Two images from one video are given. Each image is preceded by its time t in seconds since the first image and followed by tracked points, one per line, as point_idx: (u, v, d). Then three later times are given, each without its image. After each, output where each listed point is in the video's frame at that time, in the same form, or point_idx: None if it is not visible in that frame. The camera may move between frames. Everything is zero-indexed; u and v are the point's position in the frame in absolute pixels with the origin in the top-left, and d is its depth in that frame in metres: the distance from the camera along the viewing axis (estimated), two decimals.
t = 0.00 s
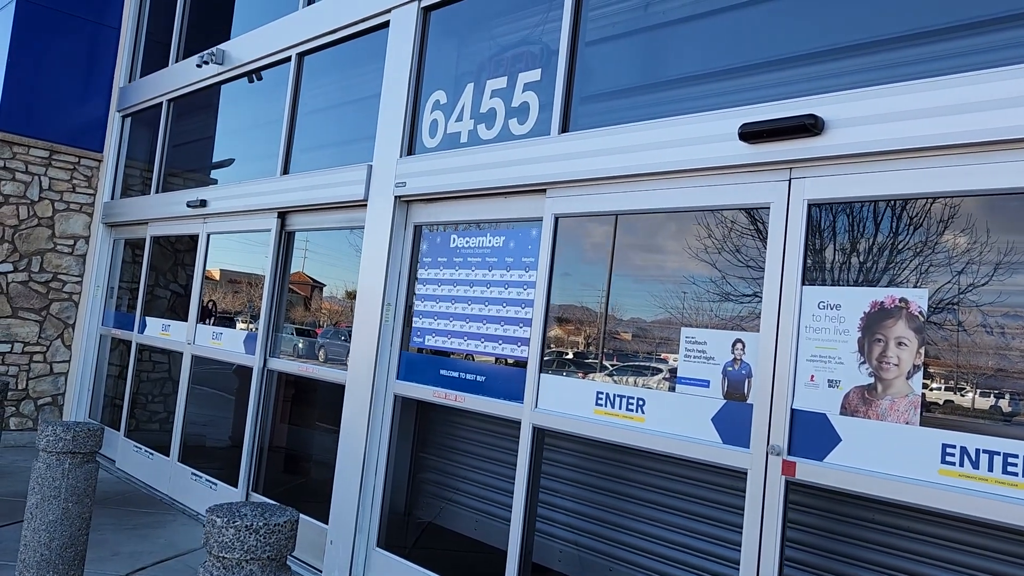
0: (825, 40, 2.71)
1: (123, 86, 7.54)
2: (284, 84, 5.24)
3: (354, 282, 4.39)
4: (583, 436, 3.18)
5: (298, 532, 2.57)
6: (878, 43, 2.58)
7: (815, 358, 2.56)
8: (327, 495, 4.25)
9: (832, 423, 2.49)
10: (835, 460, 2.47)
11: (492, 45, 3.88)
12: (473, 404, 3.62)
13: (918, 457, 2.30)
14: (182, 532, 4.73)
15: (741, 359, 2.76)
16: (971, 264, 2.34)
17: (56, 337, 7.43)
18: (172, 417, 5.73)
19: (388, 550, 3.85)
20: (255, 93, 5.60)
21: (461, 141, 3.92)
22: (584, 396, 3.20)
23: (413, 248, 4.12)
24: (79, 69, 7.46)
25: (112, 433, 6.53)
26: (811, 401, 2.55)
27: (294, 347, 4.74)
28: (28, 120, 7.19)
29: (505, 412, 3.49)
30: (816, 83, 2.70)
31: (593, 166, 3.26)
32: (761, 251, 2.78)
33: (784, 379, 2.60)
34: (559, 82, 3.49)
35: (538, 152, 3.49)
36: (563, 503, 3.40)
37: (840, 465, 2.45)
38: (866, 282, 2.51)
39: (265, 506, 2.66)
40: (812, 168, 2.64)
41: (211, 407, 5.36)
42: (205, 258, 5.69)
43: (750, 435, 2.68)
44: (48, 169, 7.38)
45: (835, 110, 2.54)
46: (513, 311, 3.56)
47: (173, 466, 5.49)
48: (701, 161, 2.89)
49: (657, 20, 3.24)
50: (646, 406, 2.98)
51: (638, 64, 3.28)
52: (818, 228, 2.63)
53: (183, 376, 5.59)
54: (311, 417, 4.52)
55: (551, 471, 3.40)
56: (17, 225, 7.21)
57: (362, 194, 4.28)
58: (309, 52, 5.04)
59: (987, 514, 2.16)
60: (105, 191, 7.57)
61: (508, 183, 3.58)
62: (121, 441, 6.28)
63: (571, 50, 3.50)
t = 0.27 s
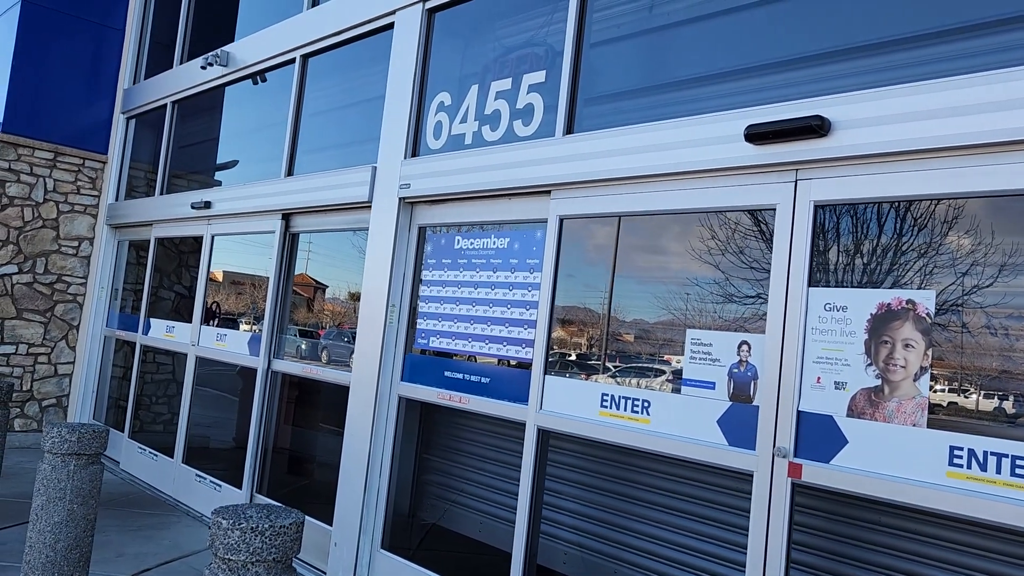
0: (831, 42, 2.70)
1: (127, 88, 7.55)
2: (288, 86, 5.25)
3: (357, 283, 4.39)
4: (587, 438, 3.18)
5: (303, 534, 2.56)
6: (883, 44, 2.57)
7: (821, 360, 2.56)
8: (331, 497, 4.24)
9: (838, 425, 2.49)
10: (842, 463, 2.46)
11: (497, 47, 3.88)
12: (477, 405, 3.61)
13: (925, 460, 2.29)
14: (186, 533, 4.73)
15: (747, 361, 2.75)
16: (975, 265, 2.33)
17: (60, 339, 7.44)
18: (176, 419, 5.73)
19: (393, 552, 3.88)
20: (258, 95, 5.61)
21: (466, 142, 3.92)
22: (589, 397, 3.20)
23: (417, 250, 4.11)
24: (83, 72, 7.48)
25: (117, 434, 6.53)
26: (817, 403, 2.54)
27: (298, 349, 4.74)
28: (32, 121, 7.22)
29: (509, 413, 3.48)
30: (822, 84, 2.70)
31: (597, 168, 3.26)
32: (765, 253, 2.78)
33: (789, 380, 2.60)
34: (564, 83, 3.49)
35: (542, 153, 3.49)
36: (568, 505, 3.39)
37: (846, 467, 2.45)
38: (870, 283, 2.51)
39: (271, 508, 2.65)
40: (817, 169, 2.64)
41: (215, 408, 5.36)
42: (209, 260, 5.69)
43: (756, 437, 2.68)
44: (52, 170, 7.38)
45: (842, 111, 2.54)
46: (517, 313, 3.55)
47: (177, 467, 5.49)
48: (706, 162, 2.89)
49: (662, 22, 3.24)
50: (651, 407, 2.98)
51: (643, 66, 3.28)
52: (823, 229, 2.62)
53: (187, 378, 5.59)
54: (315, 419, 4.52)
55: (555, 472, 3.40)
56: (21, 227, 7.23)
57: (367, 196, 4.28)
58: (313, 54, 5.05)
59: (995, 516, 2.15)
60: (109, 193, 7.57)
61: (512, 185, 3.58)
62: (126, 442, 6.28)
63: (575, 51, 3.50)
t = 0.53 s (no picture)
0: (836, 44, 2.70)
1: (133, 91, 7.58)
2: (294, 90, 5.26)
3: (362, 286, 4.39)
4: (593, 441, 3.18)
5: (310, 536, 2.57)
6: (888, 47, 2.57)
7: (827, 363, 2.55)
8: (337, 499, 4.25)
9: (845, 428, 2.48)
10: (848, 466, 2.45)
11: (502, 50, 3.89)
12: (482, 408, 3.61)
13: (933, 463, 2.28)
14: (191, 535, 4.73)
15: (752, 364, 2.75)
16: (981, 268, 2.33)
17: (66, 341, 7.46)
18: (181, 421, 5.74)
19: (398, 554, 3.85)
20: (264, 98, 5.62)
21: (471, 145, 3.93)
22: (594, 400, 3.19)
23: (423, 253, 4.12)
24: (90, 74, 7.50)
25: (123, 437, 6.55)
26: (823, 406, 2.54)
27: (302, 351, 4.75)
28: (39, 125, 7.25)
29: (514, 416, 3.48)
30: (827, 87, 2.70)
31: (602, 171, 3.26)
32: (770, 256, 2.77)
33: (796, 384, 2.59)
34: (569, 86, 3.49)
35: (547, 156, 3.49)
36: (574, 508, 3.38)
37: (854, 471, 2.44)
38: (875, 286, 2.50)
39: (277, 510, 2.66)
40: (823, 172, 2.63)
41: (220, 410, 5.36)
42: (214, 262, 5.70)
43: (762, 440, 2.67)
44: (59, 173, 7.41)
45: (847, 114, 2.54)
46: (523, 316, 3.55)
47: (183, 469, 5.50)
48: (712, 164, 2.89)
49: (667, 24, 3.24)
50: (657, 410, 2.98)
51: (648, 68, 3.28)
52: (828, 232, 2.62)
53: (192, 380, 5.60)
54: (320, 422, 4.52)
55: (561, 476, 3.36)
56: (28, 230, 7.26)
57: (372, 198, 4.28)
58: (318, 57, 5.06)
59: (1003, 520, 2.14)
60: (115, 196, 7.60)
61: (518, 188, 3.59)
62: (132, 444, 6.30)
63: (580, 54, 3.50)
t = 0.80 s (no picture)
0: (840, 49, 2.71)
1: (140, 96, 7.61)
2: (299, 94, 5.28)
3: (367, 290, 4.40)
4: (597, 444, 3.18)
5: (316, 540, 2.57)
6: (892, 51, 2.58)
7: (832, 367, 2.55)
8: (342, 503, 4.25)
9: (850, 432, 2.48)
10: (853, 470, 2.45)
11: (506, 54, 3.90)
12: (487, 412, 3.61)
13: (938, 467, 2.29)
14: (197, 539, 4.74)
15: (757, 368, 2.75)
16: (986, 272, 2.33)
17: (72, 345, 7.48)
18: (187, 425, 5.75)
19: (403, 558, 3.85)
20: (269, 102, 5.64)
21: (475, 149, 3.94)
22: (598, 404, 3.20)
23: (428, 257, 4.12)
24: (96, 79, 7.53)
25: (129, 440, 6.56)
26: (828, 410, 2.54)
27: (308, 355, 4.76)
28: (46, 130, 7.28)
29: (519, 420, 3.49)
30: (831, 91, 2.70)
31: (607, 175, 3.26)
32: (774, 260, 2.78)
33: (800, 387, 2.59)
34: (573, 91, 3.50)
35: (552, 160, 3.50)
36: (579, 512, 3.39)
37: (859, 475, 2.44)
38: (880, 290, 2.50)
39: (283, 514, 2.66)
40: (827, 176, 2.64)
41: (226, 414, 5.37)
42: (220, 266, 5.72)
43: (766, 444, 2.67)
44: (66, 178, 7.44)
45: (851, 118, 2.54)
46: (527, 320, 3.56)
47: (189, 473, 5.51)
48: (716, 169, 2.89)
49: (671, 29, 3.25)
50: (662, 414, 2.98)
51: (652, 73, 3.29)
52: (833, 236, 2.62)
53: (198, 384, 5.61)
54: (325, 425, 4.53)
55: (566, 479, 3.39)
56: (35, 234, 7.29)
57: (377, 203, 4.30)
58: (324, 62, 5.08)
59: (1008, 524, 2.14)
60: (121, 200, 7.62)
61: (523, 192, 3.59)
62: (138, 448, 6.31)
63: (585, 59, 3.51)
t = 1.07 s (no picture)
0: (843, 54, 2.71)
1: (145, 102, 7.63)
2: (304, 100, 5.30)
3: (371, 294, 4.41)
4: (601, 449, 3.18)
5: (319, 545, 2.58)
6: (895, 56, 2.58)
7: (836, 372, 2.55)
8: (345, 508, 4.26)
9: (853, 437, 2.48)
10: (857, 475, 2.46)
11: (510, 60, 3.91)
12: (491, 417, 3.62)
13: (942, 472, 2.28)
14: (202, 544, 4.74)
15: (760, 374, 2.75)
16: (991, 276, 2.33)
17: (77, 350, 7.50)
18: (192, 430, 5.76)
19: (407, 564, 3.89)
20: (274, 107, 5.66)
21: (479, 155, 3.95)
22: (602, 409, 3.20)
23: (432, 262, 4.13)
24: (101, 85, 7.56)
25: (134, 445, 6.57)
26: (832, 415, 2.54)
27: (312, 360, 4.77)
28: (52, 136, 7.32)
29: (522, 425, 3.49)
30: (833, 97, 2.71)
31: (610, 180, 3.27)
32: (779, 264, 2.78)
33: (804, 393, 2.59)
34: (577, 96, 3.51)
35: (556, 165, 3.50)
36: (581, 517, 3.37)
37: (862, 480, 2.44)
38: (885, 295, 2.50)
39: (286, 519, 2.67)
40: (830, 181, 2.64)
41: (231, 419, 5.38)
42: (225, 271, 5.74)
43: (770, 449, 2.67)
44: (72, 183, 7.46)
45: (854, 123, 2.54)
46: (531, 325, 3.56)
47: (193, 478, 5.51)
48: (719, 174, 2.90)
49: (674, 34, 3.25)
50: (665, 419, 2.98)
51: (655, 78, 3.29)
52: (837, 240, 2.63)
53: (203, 389, 5.62)
54: (329, 430, 4.54)
55: (569, 484, 3.39)
56: (41, 239, 7.31)
57: (381, 208, 4.31)
58: (328, 68, 5.10)
59: (1012, 530, 2.14)
60: (126, 205, 7.65)
61: (526, 198, 3.60)
62: (142, 452, 6.32)
63: (588, 64, 3.52)
